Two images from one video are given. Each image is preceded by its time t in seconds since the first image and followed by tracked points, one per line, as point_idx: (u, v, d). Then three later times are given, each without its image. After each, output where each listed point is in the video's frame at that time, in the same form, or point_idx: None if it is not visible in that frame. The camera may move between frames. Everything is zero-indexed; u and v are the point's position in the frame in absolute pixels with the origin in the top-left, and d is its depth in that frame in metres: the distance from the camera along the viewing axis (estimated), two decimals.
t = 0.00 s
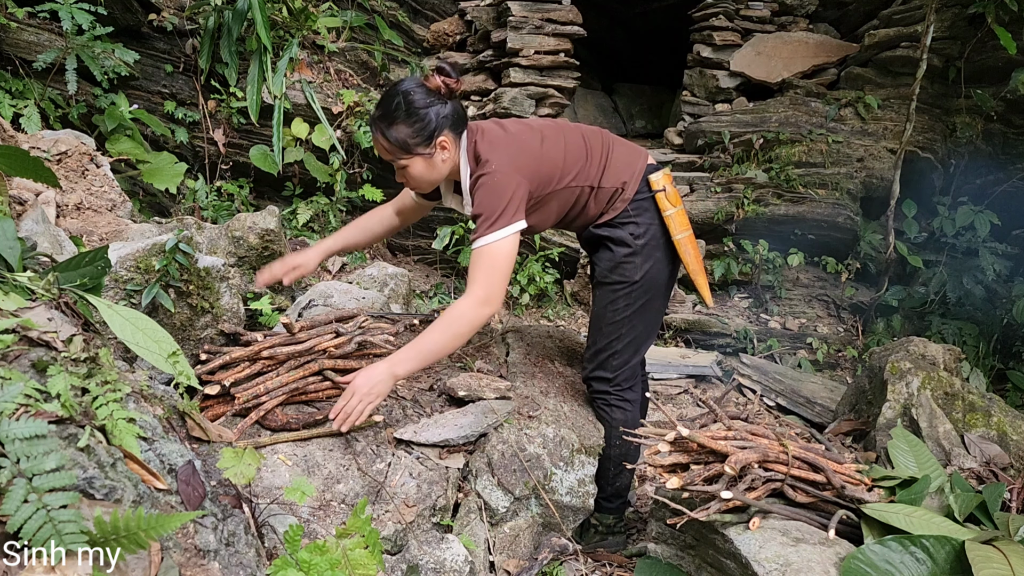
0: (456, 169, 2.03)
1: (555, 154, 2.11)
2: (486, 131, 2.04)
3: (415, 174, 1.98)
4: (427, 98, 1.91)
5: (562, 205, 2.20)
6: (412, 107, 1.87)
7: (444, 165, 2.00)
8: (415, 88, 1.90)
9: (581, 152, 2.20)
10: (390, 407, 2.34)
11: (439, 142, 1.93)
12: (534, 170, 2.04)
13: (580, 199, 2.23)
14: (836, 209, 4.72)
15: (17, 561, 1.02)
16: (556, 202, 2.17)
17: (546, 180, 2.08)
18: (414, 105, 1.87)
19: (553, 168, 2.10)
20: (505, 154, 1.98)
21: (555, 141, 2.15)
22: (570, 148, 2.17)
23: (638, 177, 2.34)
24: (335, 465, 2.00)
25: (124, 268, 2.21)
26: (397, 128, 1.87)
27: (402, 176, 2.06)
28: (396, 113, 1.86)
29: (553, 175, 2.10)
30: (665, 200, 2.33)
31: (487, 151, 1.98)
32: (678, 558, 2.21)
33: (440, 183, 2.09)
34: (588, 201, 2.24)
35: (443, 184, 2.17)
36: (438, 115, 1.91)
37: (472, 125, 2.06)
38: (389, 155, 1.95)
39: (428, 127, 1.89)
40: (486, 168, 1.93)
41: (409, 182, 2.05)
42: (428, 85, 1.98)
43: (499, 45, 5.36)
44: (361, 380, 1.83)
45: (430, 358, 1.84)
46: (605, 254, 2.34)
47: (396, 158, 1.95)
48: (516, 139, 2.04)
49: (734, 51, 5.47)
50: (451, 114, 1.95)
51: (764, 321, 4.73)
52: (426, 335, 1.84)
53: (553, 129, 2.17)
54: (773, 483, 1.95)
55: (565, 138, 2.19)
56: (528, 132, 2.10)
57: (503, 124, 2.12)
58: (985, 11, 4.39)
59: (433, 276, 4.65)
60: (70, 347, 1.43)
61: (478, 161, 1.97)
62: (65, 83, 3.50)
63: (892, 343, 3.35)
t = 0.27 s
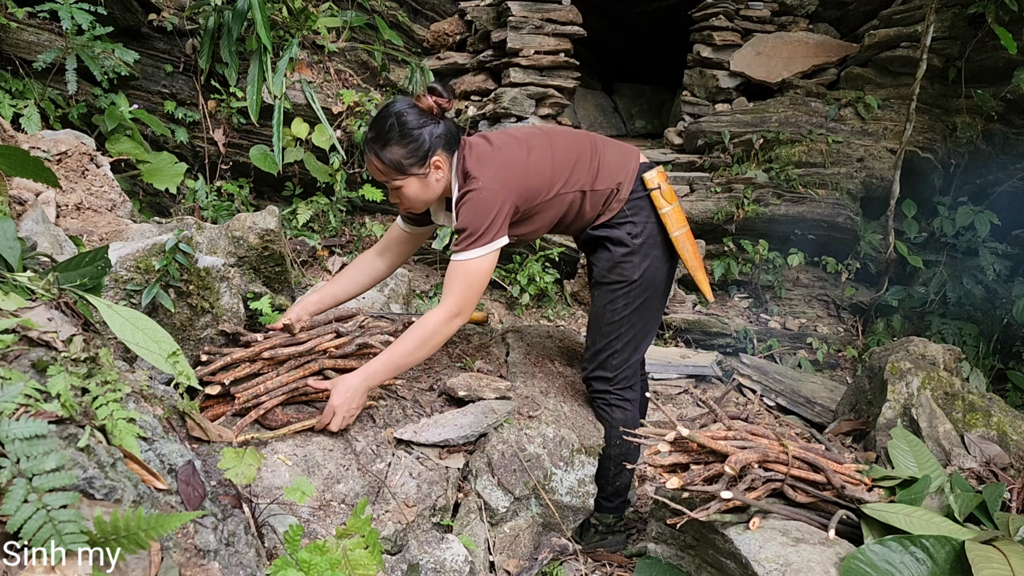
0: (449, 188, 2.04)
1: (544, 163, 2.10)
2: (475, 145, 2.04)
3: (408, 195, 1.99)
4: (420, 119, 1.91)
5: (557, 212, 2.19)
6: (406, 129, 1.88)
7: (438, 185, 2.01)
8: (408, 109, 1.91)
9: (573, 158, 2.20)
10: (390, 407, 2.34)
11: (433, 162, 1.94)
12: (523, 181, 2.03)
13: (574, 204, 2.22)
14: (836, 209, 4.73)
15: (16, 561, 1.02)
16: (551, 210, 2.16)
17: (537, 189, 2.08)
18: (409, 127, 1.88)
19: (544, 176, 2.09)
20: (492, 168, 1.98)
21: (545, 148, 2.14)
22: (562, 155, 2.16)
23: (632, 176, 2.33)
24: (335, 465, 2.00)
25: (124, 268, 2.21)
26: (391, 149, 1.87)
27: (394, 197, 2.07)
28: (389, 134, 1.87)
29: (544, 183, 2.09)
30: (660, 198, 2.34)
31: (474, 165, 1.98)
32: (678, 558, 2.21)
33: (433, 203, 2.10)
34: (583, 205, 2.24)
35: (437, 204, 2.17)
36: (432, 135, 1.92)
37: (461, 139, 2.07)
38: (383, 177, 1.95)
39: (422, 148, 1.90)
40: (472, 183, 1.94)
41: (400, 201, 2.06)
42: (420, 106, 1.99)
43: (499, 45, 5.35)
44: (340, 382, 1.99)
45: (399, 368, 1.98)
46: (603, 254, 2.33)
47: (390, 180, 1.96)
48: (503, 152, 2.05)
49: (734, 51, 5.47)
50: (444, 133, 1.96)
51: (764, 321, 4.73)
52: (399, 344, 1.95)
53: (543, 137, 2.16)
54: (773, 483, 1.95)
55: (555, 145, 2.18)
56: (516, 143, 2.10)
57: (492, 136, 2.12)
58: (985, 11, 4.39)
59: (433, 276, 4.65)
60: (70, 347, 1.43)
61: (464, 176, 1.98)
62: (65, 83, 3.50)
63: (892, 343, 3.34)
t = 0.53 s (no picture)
0: (444, 199, 2.03)
1: (538, 168, 2.10)
2: (466, 157, 2.03)
3: (404, 206, 1.99)
4: (414, 130, 1.91)
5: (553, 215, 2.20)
6: (399, 141, 1.87)
7: (433, 196, 2.00)
8: (403, 120, 1.91)
9: (566, 162, 2.19)
10: (390, 407, 2.34)
11: (427, 173, 1.93)
12: (517, 188, 2.03)
13: (570, 207, 2.22)
14: (836, 209, 4.73)
15: (17, 561, 1.02)
16: (547, 214, 2.16)
17: (532, 194, 2.08)
18: (402, 139, 1.88)
19: (538, 181, 2.09)
20: (486, 180, 1.98)
21: (537, 153, 2.14)
22: (554, 160, 2.16)
23: (627, 175, 2.33)
24: (335, 465, 2.00)
25: (124, 268, 2.21)
26: (385, 160, 1.87)
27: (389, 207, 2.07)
28: (383, 145, 1.86)
29: (538, 188, 2.09)
30: (655, 198, 2.33)
31: (467, 174, 1.98)
32: (678, 558, 2.21)
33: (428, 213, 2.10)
34: (579, 207, 2.24)
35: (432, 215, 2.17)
36: (426, 146, 1.91)
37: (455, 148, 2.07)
38: (377, 187, 1.95)
39: (416, 159, 1.89)
40: (468, 193, 1.94)
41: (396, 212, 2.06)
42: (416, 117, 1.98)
43: (499, 45, 5.35)
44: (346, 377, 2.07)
45: (405, 373, 2.01)
46: (600, 255, 2.33)
47: (385, 191, 1.96)
48: (496, 162, 2.04)
49: (734, 51, 5.47)
50: (438, 145, 1.95)
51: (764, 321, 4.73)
52: (406, 353, 1.99)
53: (533, 144, 2.16)
54: (773, 483, 1.95)
55: (547, 149, 2.18)
56: (508, 152, 2.09)
57: (482, 146, 2.11)
58: (985, 11, 4.39)
59: (433, 276, 4.65)
60: (70, 347, 1.43)
61: (459, 190, 1.97)
62: (65, 83, 3.50)
63: (892, 343, 3.34)
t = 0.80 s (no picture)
0: (442, 212, 2.05)
1: (533, 175, 2.10)
2: (462, 169, 2.03)
3: (403, 220, 2.00)
4: (410, 146, 1.91)
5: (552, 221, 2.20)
6: (396, 159, 1.87)
7: (432, 210, 2.01)
8: (399, 137, 1.91)
9: (562, 167, 2.19)
10: (390, 408, 2.34)
11: (425, 188, 1.94)
12: (514, 197, 2.03)
13: (569, 211, 2.22)
14: (836, 209, 4.73)
15: (17, 561, 1.02)
16: (545, 221, 2.17)
17: (530, 201, 2.08)
18: (398, 156, 1.88)
19: (535, 187, 2.09)
20: (483, 191, 1.98)
21: (531, 160, 2.14)
22: (549, 166, 2.16)
23: (625, 176, 2.32)
24: (335, 465, 2.00)
25: (124, 268, 2.21)
26: (383, 177, 1.88)
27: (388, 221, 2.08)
28: (380, 162, 1.87)
29: (535, 195, 2.09)
30: (655, 198, 2.33)
31: (463, 186, 1.99)
32: (678, 558, 2.21)
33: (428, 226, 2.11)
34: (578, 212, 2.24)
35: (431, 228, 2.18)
36: (423, 161, 1.92)
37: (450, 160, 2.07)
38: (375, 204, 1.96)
39: (412, 175, 1.90)
40: (465, 205, 1.95)
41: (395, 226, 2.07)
42: (410, 132, 1.99)
43: (499, 45, 5.34)
44: (343, 374, 2.06)
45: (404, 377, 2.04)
46: (600, 255, 2.33)
47: (384, 207, 1.97)
48: (491, 173, 2.04)
49: (734, 51, 5.47)
50: (435, 159, 1.95)
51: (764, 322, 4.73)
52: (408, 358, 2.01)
53: (528, 151, 2.16)
54: (773, 483, 1.95)
55: (541, 155, 2.18)
56: (503, 161, 2.09)
57: (477, 156, 2.10)
58: (985, 11, 4.39)
59: (433, 276, 4.65)
60: (70, 347, 1.43)
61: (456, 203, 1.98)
62: (65, 83, 3.50)
63: (892, 343, 3.34)
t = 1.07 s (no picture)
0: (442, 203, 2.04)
1: (533, 171, 2.11)
2: (462, 162, 2.04)
3: (402, 209, 2.00)
4: (414, 134, 1.90)
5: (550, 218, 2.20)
6: (399, 145, 1.87)
7: (432, 199, 2.01)
8: (403, 125, 1.90)
9: (563, 165, 2.19)
10: (390, 407, 2.33)
11: (426, 178, 1.93)
12: (512, 192, 2.04)
13: (568, 210, 2.22)
14: (836, 209, 4.73)
15: (17, 561, 1.02)
16: (544, 218, 2.16)
17: (527, 198, 2.08)
18: (402, 143, 1.87)
19: (534, 185, 2.10)
20: (480, 183, 1.98)
21: (532, 157, 2.15)
22: (549, 163, 2.17)
23: (627, 177, 2.32)
24: (335, 465, 2.00)
25: (124, 268, 2.21)
26: (385, 164, 1.87)
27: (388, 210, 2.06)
28: (383, 150, 1.86)
29: (534, 192, 2.10)
30: (656, 198, 2.33)
31: (462, 179, 1.99)
32: (678, 558, 2.21)
33: (427, 216, 2.10)
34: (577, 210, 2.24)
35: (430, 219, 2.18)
36: (426, 151, 1.91)
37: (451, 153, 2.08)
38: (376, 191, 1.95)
39: (415, 164, 1.89)
40: (462, 197, 1.95)
41: (394, 215, 2.06)
42: (415, 121, 1.98)
43: (499, 45, 5.34)
44: (331, 379, 1.98)
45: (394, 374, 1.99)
46: (601, 256, 2.34)
47: (383, 195, 1.96)
48: (490, 167, 2.04)
49: (734, 51, 5.47)
50: (438, 148, 1.94)
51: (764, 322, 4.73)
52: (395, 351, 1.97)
53: (529, 148, 2.16)
54: (773, 483, 1.95)
55: (543, 153, 2.19)
56: (503, 156, 2.10)
57: (478, 150, 2.11)
58: (984, 11, 4.39)
59: (433, 276, 4.65)
60: (70, 347, 1.43)
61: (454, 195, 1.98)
62: (65, 83, 3.50)
63: (892, 343, 3.34)
